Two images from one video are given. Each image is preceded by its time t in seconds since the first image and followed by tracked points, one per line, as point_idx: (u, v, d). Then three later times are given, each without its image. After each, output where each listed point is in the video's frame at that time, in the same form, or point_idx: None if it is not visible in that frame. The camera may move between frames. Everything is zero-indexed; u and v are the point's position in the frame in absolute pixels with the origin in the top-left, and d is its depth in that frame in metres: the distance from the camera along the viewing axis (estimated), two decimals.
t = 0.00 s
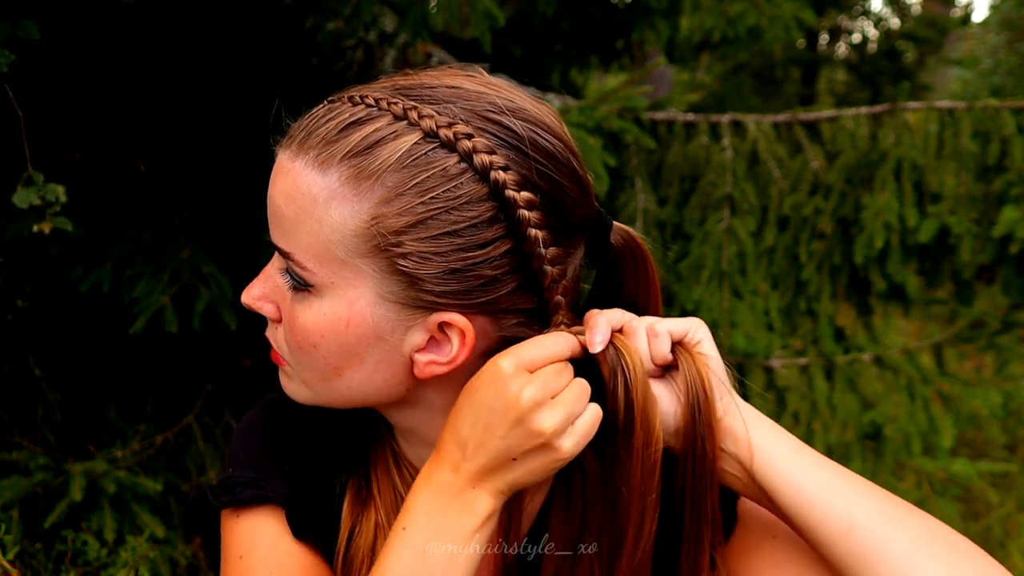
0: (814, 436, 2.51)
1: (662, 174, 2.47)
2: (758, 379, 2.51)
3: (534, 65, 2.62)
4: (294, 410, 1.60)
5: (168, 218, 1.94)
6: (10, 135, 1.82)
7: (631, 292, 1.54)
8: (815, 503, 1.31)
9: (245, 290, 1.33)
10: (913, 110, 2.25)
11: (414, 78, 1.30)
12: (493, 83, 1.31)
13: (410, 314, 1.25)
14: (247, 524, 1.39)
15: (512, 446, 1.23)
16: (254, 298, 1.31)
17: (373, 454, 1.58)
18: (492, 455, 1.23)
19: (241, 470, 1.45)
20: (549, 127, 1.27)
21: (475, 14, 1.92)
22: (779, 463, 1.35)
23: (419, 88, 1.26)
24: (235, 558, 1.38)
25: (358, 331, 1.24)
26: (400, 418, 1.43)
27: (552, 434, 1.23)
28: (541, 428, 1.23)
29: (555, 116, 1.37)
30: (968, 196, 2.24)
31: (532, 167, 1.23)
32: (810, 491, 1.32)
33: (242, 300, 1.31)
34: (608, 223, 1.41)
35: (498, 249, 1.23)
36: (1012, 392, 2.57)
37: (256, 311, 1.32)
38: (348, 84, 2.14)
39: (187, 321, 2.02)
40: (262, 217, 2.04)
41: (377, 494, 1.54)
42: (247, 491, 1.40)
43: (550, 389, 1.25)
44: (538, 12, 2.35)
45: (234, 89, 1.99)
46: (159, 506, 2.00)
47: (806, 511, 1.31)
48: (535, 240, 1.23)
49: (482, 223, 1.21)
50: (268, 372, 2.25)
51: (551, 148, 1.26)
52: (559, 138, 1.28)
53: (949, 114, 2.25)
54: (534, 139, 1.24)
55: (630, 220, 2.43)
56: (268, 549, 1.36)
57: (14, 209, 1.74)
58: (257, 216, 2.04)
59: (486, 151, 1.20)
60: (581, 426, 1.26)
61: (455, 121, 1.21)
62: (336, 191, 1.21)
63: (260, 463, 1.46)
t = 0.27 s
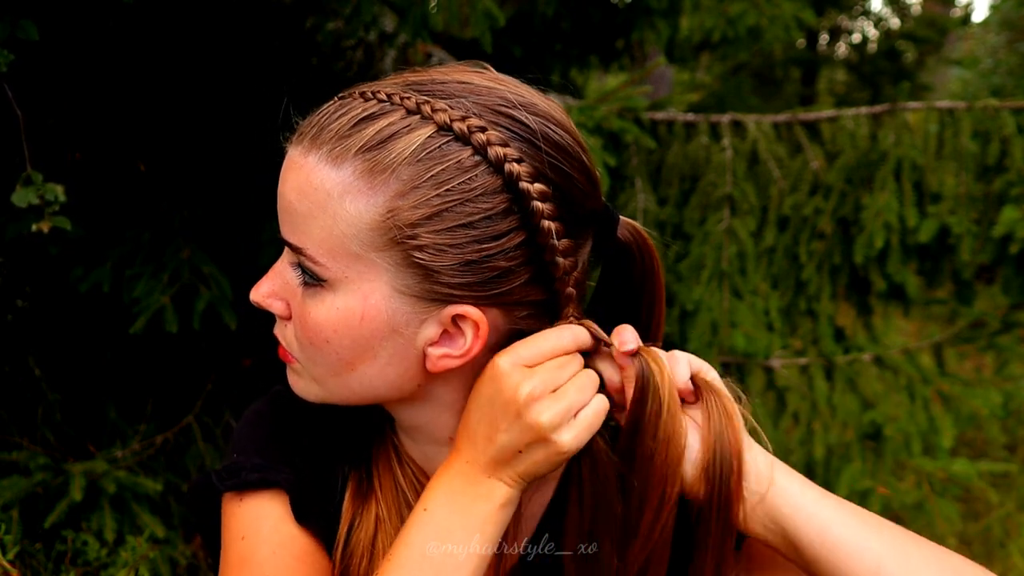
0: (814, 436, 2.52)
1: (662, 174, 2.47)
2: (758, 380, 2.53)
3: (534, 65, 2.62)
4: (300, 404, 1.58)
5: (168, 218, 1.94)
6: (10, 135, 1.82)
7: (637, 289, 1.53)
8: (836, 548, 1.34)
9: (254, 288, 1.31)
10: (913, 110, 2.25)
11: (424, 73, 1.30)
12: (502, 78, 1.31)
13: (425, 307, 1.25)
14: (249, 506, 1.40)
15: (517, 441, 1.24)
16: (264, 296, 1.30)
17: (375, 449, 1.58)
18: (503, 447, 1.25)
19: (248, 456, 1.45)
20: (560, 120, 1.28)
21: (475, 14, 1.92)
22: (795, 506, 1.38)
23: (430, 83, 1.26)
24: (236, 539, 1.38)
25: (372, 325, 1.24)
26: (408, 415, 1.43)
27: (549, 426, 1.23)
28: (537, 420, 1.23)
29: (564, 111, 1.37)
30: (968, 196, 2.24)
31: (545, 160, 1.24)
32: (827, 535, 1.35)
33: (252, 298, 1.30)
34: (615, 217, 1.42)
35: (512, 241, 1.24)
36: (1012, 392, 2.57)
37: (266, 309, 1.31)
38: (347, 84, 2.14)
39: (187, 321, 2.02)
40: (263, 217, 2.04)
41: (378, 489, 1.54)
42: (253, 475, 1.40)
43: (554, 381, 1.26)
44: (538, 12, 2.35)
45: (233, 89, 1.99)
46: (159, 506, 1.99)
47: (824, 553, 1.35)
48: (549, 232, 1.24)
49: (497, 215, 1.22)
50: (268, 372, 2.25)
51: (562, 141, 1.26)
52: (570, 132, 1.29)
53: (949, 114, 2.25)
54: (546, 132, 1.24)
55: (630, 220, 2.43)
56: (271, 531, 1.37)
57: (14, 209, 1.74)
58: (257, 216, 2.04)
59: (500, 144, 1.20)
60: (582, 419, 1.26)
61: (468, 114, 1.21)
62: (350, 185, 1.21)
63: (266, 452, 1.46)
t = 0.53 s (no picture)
0: (814, 436, 2.51)
1: (662, 174, 2.46)
2: (758, 380, 2.53)
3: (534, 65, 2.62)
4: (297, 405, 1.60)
5: (168, 218, 1.94)
6: (10, 135, 1.82)
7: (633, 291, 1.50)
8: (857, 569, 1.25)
9: (244, 292, 1.32)
10: (913, 110, 2.25)
11: (410, 74, 1.30)
12: (489, 77, 1.31)
13: (411, 310, 1.25)
14: (245, 504, 1.39)
15: (493, 423, 1.24)
16: (253, 300, 1.30)
17: (368, 453, 1.57)
18: (480, 432, 1.25)
19: (245, 456, 1.46)
20: (547, 119, 1.27)
21: (475, 14, 1.92)
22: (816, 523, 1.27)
23: (416, 83, 1.26)
24: (230, 538, 1.37)
25: (358, 329, 1.25)
26: (399, 419, 1.42)
27: (517, 405, 1.23)
28: (506, 397, 1.24)
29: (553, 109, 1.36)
30: (968, 196, 2.24)
31: (532, 159, 1.23)
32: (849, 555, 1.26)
33: (240, 302, 1.30)
34: (607, 216, 1.40)
35: (498, 242, 1.23)
36: (1012, 392, 2.54)
37: (255, 313, 1.31)
38: (348, 84, 2.14)
39: (186, 321, 2.02)
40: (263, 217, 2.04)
41: (374, 494, 1.53)
42: (249, 474, 1.40)
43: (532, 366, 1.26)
44: (538, 12, 2.35)
45: (233, 89, 1.99)
46: (159, 506, 1.99)
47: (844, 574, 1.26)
48: (536, 232, 1.23)
49: (483, 216, 1.21)
50: (268, 372, 2.25)
51: (550, 140, 1.25)
52: (558, 130, 1.27)
53: (949, 114, 2.25)
54: (533, 131, 1.23)
55: (630, 220, 2.43)
56: (266, 530, 1.37)
57: (14, 209, 1.74)
58: (257, 216, 2.04)
59: (485, 144, 1.20)
60: (556, 405, 1.25)
61: (453, 114, 1.21)
62: (335, 188, 1.21)
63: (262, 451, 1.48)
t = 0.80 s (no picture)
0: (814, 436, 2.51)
1: (662, 174, 2.46)
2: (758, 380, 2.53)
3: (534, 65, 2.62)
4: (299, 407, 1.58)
5: (168, 218, 1.94)
6: (10, 135, 1.82)
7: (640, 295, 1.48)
8: (852, 491, 1.22)
9: (248, 292, 1.32)
10: (913, 110, 2.25)
11: (423, 77, 1.29)
12: (503, 84, 1.30)
13: (419, 318, 1.26)
14: (247, 508, 1.41)
15: (495, 430, 1.24)
16: (258, 301, 1.30)
17: (371, 454, 1.56)
18: (482, 438, 1.25)
19: (247, 459, 1.45)
20: (561, 128, 1.27)
21: (475, 14, 1.92)
22: (808, 444, 1.25)
23: (429, 88, 1.25)
24: (234, 542, 1.40)
25: (366, 335, 1.25)
26: (405, 422, 1.43)
27: (519, 412, 1.22)
28: (508, 404, 1.22)
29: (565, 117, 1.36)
30: (968, 196, 2.24)
31: (546, 170, 1.23)
32: (846, 479, 1.23)
33: (245, 302, 1.30)
34: (616, 225, 1.38)
35: (509, 252, 1.24)
36: (1012, 392, 2.59)
37: (259, 313, 1.31)
38: (348, 84, 2.14)
39: (187, 321, 2.02)
40: (263, 217, 2.04)
41: (375, 495, 1.53)
42: (250, 479, 1.41)
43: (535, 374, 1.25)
44: (538, 12, 2.35)
45: (233, 89, 1.99)
46: (159, 506, 1.99)
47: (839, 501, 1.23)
48: (548, 243, 1.24)
49: (494, 226, 1.21)
50: (267, 372, 2.25)
51: (563, 150, 1.25)
52: (571, 140, 1.27)
53: (949, 114, 2.25)
54: (547, 141, 1.23)
55: (630, 220, 2.43)
56: (269, 534, 1.40)
57: (14, 209, 1.74)
58: (257, 216, 2.04)
59: (499, 153, 1.19)
60: (559, 414, 1.23)
61: (466, 121, 1.20)
62: (345, 193, 1.21)
63: (264, 454, 1.47)
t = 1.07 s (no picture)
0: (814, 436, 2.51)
1: (662, 174, 2.46)
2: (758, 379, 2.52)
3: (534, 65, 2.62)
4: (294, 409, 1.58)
5: (168, 218, 1.94)
6: (10, 135, 1.82)
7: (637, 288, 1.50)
8: (838, 447, 1.27)
9: (244, 293, 1.31)
10: (913, 110, 2.25)
11: (414, 77, 1.28)
12: (494, 83, 1.30)
13: (414, 317, 1.26)
14: (243, 519, 1.41)
15: (481, 438, 1.23)
16: (254, 302, 1.30)
17: (369, 454, 1.56)
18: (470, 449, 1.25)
19: (242, 466, 1.46)
20: (552, 127, 1.27)
21: (475, 14, 1.93)
22: (783, 402, 1.29)
23: (420, 88, 1.25)
24: (231, 553, 1.40)
25: (361, 335, 1.25)
26: (402, 421, 1.43)
27: (501, 412, 1.21)
28: (488, 406, 1.22)
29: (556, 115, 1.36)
30: (968, 196, 2.24)
31: (536, 170, 1.23)
32: (829, 437, 1.27)
33: (240, 303, 1.29)
34: (608, 222, 1.40)
35: (502, 251, 1.24)
36: (1012, 392, 2.59)
37: (255, 315, 1.30)
38: (348, 84, 2.14)
39: (187, 321, 2.02)
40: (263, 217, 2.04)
41: (372, 494, 1.53)
42: (247, 488, 1.41)
43: (517, 373, 1.23)
44: (538, 12, 2.35)
45: (233, 89, 1.99)
46: (159, 506, 1.99)
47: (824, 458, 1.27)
48: (540, 242, 1.24)
49: (486, 226, 1.22)
50: (268, 373, 2.25)
51: (553, 150, 1.25)
52: (562, 139, 1.27)
53: (949, 114, 2.25)
54: (538, 141, 1.23)
55: (630, 220, 2.43)
56: (265, 544, 1.40)
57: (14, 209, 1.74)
58: (257, 216, 2.04)
59: (490, 154, 1.20)
60: (543, 407, 1.22)
61: (457, 123, 1.20)
62: (338, 195, 1.21)
63: (258, 462, 1.47)
